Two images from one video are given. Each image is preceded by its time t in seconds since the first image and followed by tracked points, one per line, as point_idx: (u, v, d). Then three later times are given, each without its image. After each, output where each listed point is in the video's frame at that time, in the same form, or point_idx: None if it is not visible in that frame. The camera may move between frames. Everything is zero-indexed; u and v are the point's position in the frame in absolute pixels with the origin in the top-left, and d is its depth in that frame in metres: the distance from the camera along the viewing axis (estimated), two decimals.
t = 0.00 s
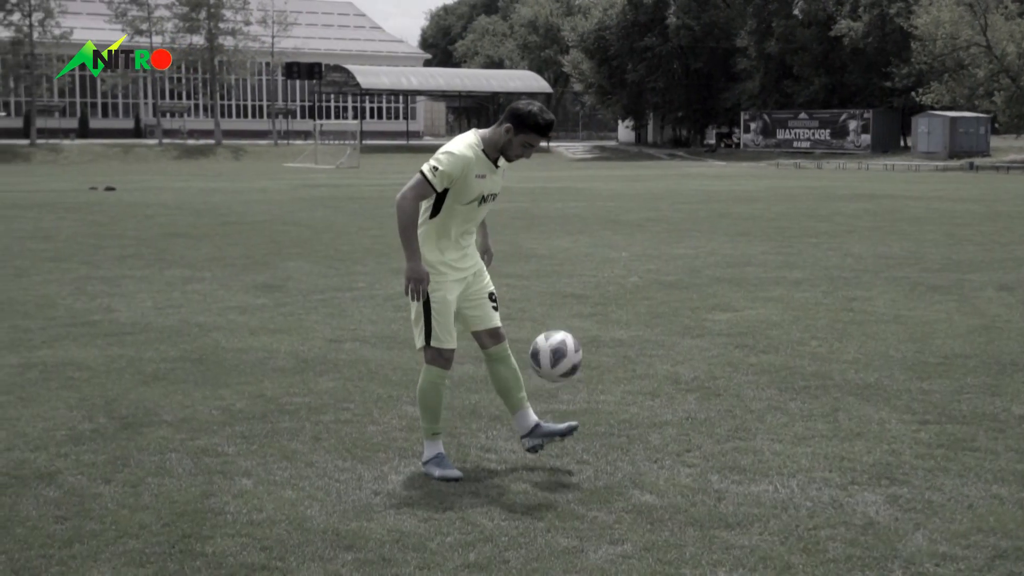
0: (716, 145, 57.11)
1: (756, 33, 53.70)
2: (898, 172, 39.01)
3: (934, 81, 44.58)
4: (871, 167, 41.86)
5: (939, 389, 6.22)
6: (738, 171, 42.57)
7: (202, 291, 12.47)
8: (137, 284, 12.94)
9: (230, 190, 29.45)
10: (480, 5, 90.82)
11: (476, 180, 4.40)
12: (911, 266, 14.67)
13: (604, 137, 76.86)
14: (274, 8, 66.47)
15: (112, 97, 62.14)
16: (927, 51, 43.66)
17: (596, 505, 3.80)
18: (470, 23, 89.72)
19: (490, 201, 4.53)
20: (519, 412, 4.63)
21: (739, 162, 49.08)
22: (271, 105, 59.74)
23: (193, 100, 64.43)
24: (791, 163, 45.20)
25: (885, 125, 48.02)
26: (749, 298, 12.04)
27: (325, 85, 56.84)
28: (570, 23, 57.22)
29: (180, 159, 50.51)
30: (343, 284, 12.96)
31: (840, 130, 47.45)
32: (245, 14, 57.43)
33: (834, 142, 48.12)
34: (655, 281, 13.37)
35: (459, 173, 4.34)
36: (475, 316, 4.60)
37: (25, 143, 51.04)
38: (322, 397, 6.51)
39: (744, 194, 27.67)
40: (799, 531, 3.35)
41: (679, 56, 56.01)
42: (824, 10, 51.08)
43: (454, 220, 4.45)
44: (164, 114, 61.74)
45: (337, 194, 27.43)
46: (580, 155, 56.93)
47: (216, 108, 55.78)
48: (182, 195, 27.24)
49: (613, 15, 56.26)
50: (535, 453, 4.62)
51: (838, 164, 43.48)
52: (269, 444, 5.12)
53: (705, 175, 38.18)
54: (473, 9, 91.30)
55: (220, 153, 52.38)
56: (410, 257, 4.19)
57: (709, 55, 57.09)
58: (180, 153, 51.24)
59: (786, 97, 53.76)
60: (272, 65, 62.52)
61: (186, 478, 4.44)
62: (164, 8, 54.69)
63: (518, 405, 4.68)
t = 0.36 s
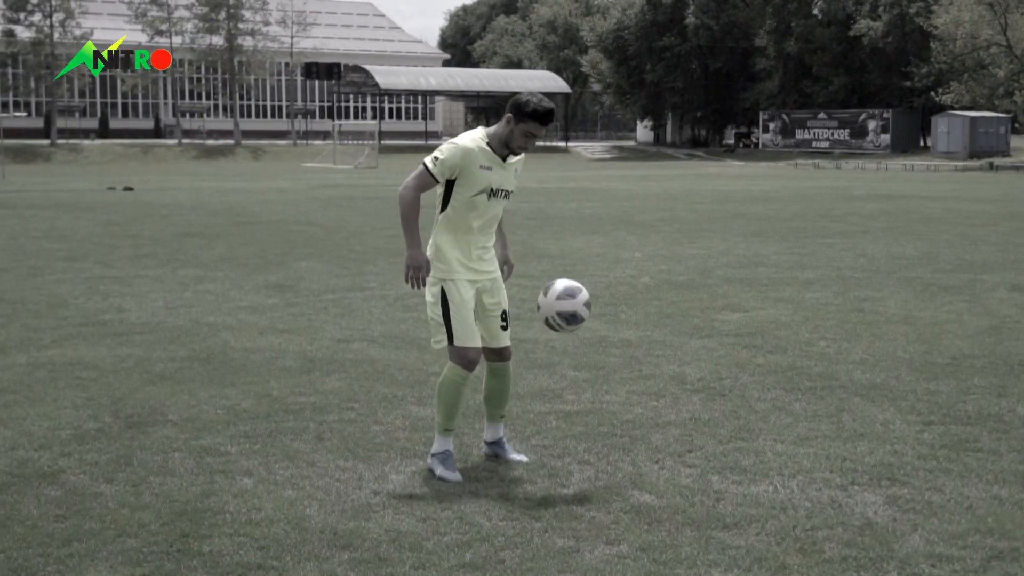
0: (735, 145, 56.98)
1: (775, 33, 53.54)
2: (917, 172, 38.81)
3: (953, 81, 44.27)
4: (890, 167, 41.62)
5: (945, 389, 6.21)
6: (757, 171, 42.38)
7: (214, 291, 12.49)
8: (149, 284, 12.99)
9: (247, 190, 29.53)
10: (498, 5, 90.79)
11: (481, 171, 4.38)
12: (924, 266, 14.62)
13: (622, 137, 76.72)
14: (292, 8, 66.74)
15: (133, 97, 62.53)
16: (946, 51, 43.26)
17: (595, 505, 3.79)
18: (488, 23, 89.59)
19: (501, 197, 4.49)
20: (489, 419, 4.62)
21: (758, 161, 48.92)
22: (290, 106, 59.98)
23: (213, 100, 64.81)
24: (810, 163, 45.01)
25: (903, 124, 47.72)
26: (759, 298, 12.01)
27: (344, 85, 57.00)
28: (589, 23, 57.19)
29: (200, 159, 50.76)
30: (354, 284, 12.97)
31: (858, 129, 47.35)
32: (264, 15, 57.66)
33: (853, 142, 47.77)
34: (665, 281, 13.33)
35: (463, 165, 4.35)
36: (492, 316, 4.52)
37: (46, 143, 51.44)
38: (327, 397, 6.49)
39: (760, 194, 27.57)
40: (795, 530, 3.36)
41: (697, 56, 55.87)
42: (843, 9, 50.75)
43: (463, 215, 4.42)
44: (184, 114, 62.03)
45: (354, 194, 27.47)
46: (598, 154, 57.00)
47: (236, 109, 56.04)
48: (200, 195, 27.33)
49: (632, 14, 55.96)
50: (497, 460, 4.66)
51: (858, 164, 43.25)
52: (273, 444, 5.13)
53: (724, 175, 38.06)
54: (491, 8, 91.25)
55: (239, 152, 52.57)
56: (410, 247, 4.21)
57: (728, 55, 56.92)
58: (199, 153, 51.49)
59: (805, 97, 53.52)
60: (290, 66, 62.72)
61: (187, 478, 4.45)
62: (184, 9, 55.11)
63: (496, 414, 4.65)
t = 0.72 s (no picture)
0: (744, 144, 56.92)
1: (785, 32, 53.41)
2: (926, 172, 38.67)
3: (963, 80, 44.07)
4: (898, 167, 41.47)
5: (940, 389, 6.19)
6: (765, 170, 42.22)
7: (214, 290, 12.46)
8: (151, 283, 12.98)
9: (255, 189, 29.51)
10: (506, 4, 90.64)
11: (466, 169, 4.44)
12: (926, 266, 14.57)
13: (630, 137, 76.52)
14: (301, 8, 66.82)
15: (141, 97, 62.66)
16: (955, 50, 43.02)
17: (582, 506, 3.78)
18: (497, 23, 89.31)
19: (490, 196, 4.53)
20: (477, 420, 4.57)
21: (766, 161, 48.82)
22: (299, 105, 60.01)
23: (221, 100, 64.91)
24: (818, 163, 44.90)
25: (912, 124, 47.56)
26: (759, 298, 11.97)
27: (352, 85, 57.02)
28: (597, 23, 57.14)
29: (208, 158, 50.83)
30: (354, 284, 12.94)
31: (868, 129, 47.20)
32: (273, 14, 57.72)
33: (862, 142, 47.65)
34: (667, 281, 13.30)
35: (447, 161, 4.43)
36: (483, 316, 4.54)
37: (53, 142, 51.53)
38: (320, 398, 6.46)
39: (766, 194, 27.47)
40: (779, 531, 3.38)
41: (707, 55, 55.73)
42: (852, 8, 50.62)
43: (452, 213, 4.50)
44: (192, 113, 62.10)
45: (360, 193, 27.43)
46: (606, 154, 56.83)
47: (244, 108, 56.11)
48: (207, 194, 27.32)
49: (640, 14, 55.89)
50: (486, 462, 4.62)
51: (866, 164, 43.08)
52: (263, 444, 5.11)
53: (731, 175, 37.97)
54: (500, 8, 91.12)
55: (247, 152, 52.59)
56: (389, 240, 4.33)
57: (737, 54, 56.76)
58: (207, 152, 51.53)
59: (814, 97, 53.33)
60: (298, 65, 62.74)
61: (175, 478, 4.44)
62: (193, 8, 55.26)
63: (486, 417, 4.60)
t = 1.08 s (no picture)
0: (744, 144, 56.98)
1: (785, 32, 53.39)
2: (926, 172, 38.69)
3: (962, 81, 44.06)
4: (898, 167, 41.51)
5: (931, 389, 6.18)
6: (764, 170, 42.22)
7: (208, 291, 12.42)
8: (145, 283, 12.95)
9: (253, 189, 29.38)
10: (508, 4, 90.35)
11: (448, 161, 4.48)
12: (922, 266, 14.58)
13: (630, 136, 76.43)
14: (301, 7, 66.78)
15: (141, 96, 62.68)
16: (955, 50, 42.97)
17: (568, 506, 3.76)
18: (498, 23, 89.11)
19: (477, 187, 4.56)
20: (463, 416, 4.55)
21: (766, 161, 48.83)
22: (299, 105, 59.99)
23: (221, 99, 64.91)
24: (818, 163, 45.00)
25: (912, 123, 47.57)
26: (753, 298, 11.93)
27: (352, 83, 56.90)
28: (597, 22, 57.14)
29: (208, 157, 50.82)
30: (348, 284, 12.90)
31: (868, 129, 47.33)
32: (273, 14, 57.70)
33: (863, 142, 47.80)
34: (662, 280, 13.29)
35: (429, 155, 4.48)
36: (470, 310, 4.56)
37: (53, 142, 51.46)
38: (310, 398, 6.42)
39: (765, 194, 27.43)
40: (763, 532, 3.40)
41: (707, 55, 55.70)
42: (852, 8, 50.64)
43: (438, 207, 4.54)
44: (192, 113, 62.07)
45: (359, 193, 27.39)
46: (607, 153, 56.84)
47: (244, 107, 56.12)
48: (205, 194, 27.26)
49: (641, 14, 55.86)
50: (473, 462, 4.60)
51: (866, 164, 43.05)
52: (249, 444, 5.09)
53: (730, 175, 37.93)
54: (500, 7, 90.87)
55: (247, 151, 52.52)
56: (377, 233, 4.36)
57: (738, 54, 56.73)
58: (207, 152, 51.49)
59: (815, 97, 53.29)
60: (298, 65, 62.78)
61: (160, 477, 4.43)
62: (193, 8, 55.27)
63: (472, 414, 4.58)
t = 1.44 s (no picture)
0: (747, 144, 57.03)
1: (788, 33, 53.34)
2: (928, 172, 38.65)
3: (965, 81, 43.98)
4: (902, 167, 41.48)
5: (927, 391, 6.17)
6: (767, 171, 42.20)
7: (206, 291, 12.41)
8: (143, 283, 12.94)
9: (254, 189, 29.33)
10: (511, 5, 90.19)
11: (439, 157, 4.45)
12: (922, 267, 14.58)
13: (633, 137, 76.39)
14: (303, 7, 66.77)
15: (144, 96, 62.66)
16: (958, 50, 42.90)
17: (559, 508, 3.74)
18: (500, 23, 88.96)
19: (471, 181, 4.51)
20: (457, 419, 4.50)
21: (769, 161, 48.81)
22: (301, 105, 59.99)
23: (224, 99, 64.92)
24: (821, 163, 45.05)
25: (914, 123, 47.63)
26: (752, 299, 11.90)
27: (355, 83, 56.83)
28: (600, 23, 57.16)
29: (210, 157, 50.82)
30: (347, 284, 12.88)
31: (870, 130, 47.47)
32: (275, 14, 57.70)
33: (866, 142, 47.92)
34: (661, 281, 13.28)
35: (420, 154, 4.44)
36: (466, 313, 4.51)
37: (56, 142, 51.46)
38: (305, 399, 6.41)
39: (767, 195, 27.41)
40: (756, 534, 3.40)
41: (709, 56, 55.67)
42: (855, 8, 50.70)
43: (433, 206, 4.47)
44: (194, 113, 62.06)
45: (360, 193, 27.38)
46: (610, 153, 56.87)
47: (246, 107, 56.13)
48: (206, 194, 27.23)
49: (643, 14, 55.83)
50: (468, 463, 4.55)
51: (870, 165, 43.01)
52: (242, 445, 5.07)
53: (732, 175, 37.91)
54: (503, 7, 90.65)
55: (249, 151, 52.49)
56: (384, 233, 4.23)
57: (741, 55, 56.68)
58: (210, 151, 51.50)
59: (818, 97, 53.26)
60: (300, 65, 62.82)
61: (152, 478, 4.42)
62: (197, 8, 55.31)
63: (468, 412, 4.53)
